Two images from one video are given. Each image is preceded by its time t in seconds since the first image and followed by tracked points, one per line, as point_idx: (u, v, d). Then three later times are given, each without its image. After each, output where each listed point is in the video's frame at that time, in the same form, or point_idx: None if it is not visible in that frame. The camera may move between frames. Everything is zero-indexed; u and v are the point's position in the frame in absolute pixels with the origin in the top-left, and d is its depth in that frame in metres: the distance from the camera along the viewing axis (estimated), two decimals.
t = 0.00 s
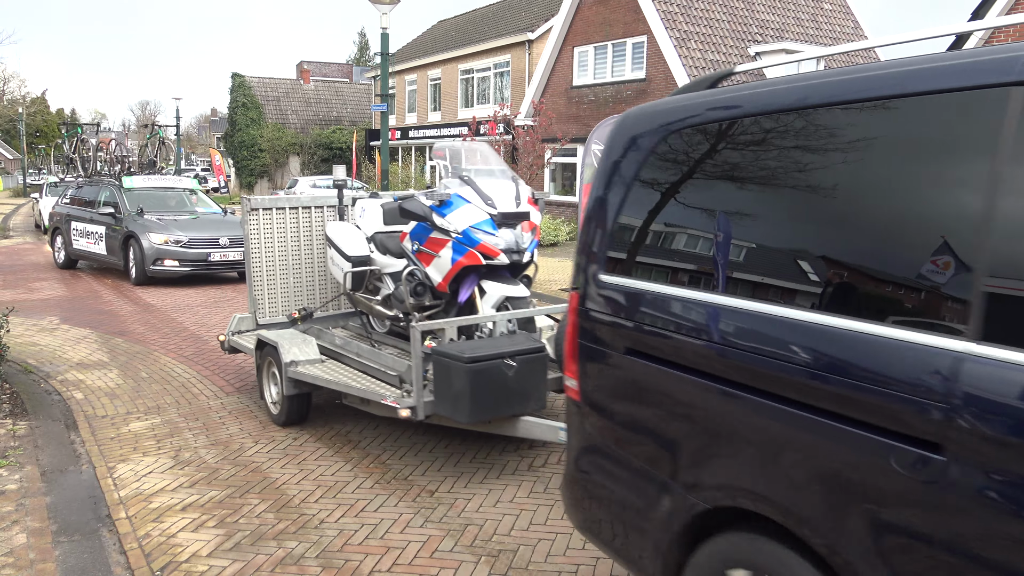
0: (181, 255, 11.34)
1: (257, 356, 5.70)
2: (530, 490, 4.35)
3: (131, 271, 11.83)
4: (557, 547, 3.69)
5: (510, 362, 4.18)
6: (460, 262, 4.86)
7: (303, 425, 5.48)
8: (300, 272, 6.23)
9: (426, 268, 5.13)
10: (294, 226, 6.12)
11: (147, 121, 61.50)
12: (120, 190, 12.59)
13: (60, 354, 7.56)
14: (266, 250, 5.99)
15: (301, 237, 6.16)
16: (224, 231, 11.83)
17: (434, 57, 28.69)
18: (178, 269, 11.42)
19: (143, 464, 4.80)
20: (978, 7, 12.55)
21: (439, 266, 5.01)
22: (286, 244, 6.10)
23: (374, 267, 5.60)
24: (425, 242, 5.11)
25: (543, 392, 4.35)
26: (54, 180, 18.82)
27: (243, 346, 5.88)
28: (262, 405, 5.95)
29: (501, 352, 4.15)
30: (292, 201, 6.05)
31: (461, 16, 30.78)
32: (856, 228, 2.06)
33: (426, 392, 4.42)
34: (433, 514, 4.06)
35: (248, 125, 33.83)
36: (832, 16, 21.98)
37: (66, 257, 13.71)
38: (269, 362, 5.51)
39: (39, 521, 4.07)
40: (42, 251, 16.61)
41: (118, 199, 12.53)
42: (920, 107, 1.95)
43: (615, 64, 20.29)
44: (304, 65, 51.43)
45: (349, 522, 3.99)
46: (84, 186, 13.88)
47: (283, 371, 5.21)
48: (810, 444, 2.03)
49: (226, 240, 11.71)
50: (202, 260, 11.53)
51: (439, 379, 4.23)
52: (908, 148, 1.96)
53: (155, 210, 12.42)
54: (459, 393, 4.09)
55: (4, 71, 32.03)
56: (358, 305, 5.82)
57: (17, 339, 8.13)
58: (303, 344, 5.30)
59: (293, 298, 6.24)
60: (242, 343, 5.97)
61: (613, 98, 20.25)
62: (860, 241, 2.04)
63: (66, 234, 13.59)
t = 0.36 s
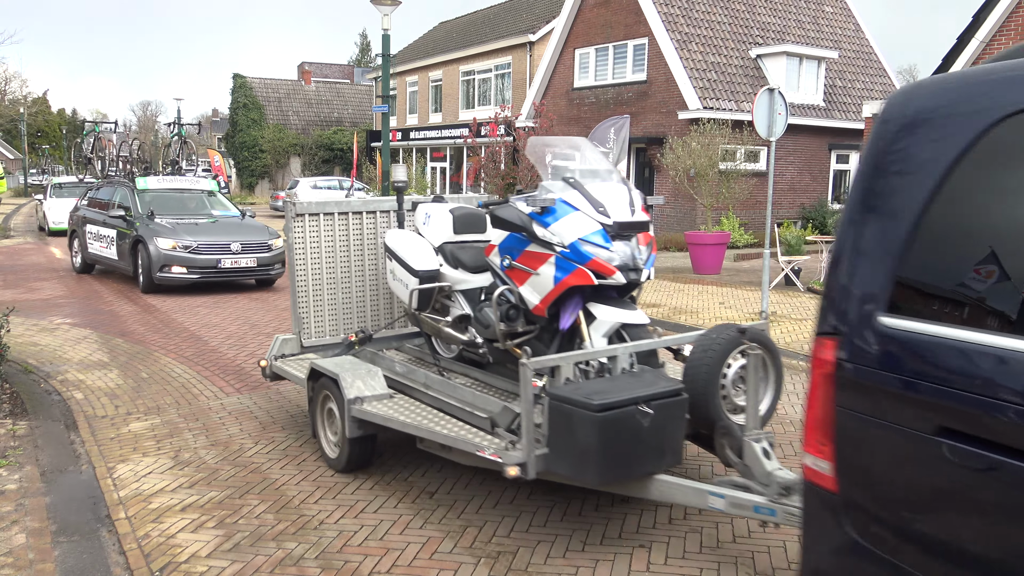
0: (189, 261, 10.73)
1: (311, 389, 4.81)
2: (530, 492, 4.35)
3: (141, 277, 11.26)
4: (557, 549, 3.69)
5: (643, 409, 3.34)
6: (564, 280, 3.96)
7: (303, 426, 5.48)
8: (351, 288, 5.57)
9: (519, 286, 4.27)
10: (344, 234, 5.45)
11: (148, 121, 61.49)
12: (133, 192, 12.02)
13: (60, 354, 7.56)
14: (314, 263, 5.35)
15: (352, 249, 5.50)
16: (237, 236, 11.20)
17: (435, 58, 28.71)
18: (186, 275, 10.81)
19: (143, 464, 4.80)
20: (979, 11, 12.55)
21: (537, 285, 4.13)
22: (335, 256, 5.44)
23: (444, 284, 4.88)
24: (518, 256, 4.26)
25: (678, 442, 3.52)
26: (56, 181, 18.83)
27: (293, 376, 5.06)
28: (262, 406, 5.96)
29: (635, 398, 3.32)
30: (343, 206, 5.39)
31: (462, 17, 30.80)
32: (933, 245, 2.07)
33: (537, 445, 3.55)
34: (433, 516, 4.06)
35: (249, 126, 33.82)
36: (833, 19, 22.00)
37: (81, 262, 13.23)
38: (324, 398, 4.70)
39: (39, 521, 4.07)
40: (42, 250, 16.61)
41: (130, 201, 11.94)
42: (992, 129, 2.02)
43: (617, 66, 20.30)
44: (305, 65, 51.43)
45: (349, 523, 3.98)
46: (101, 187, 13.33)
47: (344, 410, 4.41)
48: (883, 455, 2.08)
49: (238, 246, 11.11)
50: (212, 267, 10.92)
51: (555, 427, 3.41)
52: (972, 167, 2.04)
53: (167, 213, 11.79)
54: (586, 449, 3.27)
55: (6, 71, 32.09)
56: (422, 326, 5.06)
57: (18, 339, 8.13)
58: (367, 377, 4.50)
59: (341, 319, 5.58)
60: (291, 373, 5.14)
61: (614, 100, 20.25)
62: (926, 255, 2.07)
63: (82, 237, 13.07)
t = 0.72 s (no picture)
0: (197, 269, 9.85)
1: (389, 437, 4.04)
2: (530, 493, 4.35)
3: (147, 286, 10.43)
4: (557, 550, 3.69)
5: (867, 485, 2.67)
6: (723, 308, 3.21)
7: (304, 426, 5.48)
8: (419, 311, 4.91)
9: (657, 314, 3.53)
10: (412, 247, 4.82)
11: (149, 121, 61.57)
12: (146, 195, 11.20)
13: (61, 354, 7.56)
14: (378, 280, 4.71)
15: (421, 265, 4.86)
16: (250, 242, 10.29)
17: (436, 59, 28.73)
18: (193, 286, 9.93)
19: (144, 464, 4.80)
20: (981, 11, 12.54)
21: (684, 314, 3.40)
22: (402, 271, 4.80)
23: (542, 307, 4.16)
24: (657, 276, 3.52)
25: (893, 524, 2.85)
26: (60, 181, 18.87)
27: (361, 418, 4.31)
28: (263, 406, 5.96)
29: (856, 469, 2.67)
30: (411, 216, 4.78)
31: (463, 18, 30.84)
32: None
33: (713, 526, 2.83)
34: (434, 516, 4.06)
35: (250, 126, 33.85)
36: (835, 19, 22.00)
37: (98, 268, 12.51)
38: (405, 446, 3.93)
39: (39, 521, 4.07)
40: (44, 250, 16.64)
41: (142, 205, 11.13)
42: None
43: (617, 67, 20.30)
44: (305, 65, 51.43)
45: (349, 523, 3.98)
46: (118, 188, 12.54)
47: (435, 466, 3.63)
48: None
49: (249, 252, 10.18)
50: (221, 276, 10.02)
51: (745, 504, 2.72)
52: None
53: (179, 217, 10.95)
54: (795, 539, 2.59)
55: (7, 71, 32.10)
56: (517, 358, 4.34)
57: (19, 339, 8.14)
58: (462, 425, 3.73)
59: (408, 346, 4.90)
60: (358, 413, 4.37)
61: (615, 101, 20.25)
62: None
63: (97, 242, 12.32)
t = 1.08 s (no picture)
0: (207, 279, 9.01)
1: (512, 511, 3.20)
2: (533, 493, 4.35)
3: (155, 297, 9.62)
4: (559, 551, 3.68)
5: None
6: (995, 355, 2.31)
7: (307, 426, 5.48)
8: (512, 342, 4.01)
9: (883, 361, 2.61)
10: (504, 263, 3.94)
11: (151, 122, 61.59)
12: (157, 197, 10.39)
13: (63, 353, 7.56)
14: (465, 303, 3.85)
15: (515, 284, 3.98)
16: (266, 250, 9.44)
17: (438, 59, 28.73)
18: (202, 297, 9.09)
19: (146, 464, 4.80)
20: (984, 12, 12.51)
21: (925, 361, 2.49)
22: (493, 292, 3.92)
23: (688, 341, 3.28)
24: (887, 310, 2.59)
25: None
26: (66, 181, 18.92)
27: (462, 479, 3.48)
28: (265, 406, 5.96)
29: None
30: (505, 225, 3.91)
31: (465, 19, 30.87)
32: None
33: None
34: (435, 516, 4.06)
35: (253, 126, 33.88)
36: (837, 20, 21.98)
37: (112, 273, 11.77)
38: (530, 522, 3.13)
39: (41, 521, 4.07)
40: (46, 250, 16.66)
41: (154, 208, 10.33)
42: None
43: (619, 68, 20.29)
44: (307, 65, 51.44)
45: (351, 523, 3.98)
46: (134, 189, 11.74)
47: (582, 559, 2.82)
48: None
49: (265, 260, 9.35)
50: (233, 286, 9.17)
51: None
52: None
53: (191, 222, 10.12)
54: None
55: (10, 70, 32.14)
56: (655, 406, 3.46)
57: (21, 339, 8.14)
58: (613, 501, 2.94)
59: (499, 383, 4.00)
60: (457, 472, 3.54)
61: (617, 101, 20.24)
62: None
63: (111, 246, 11.57)
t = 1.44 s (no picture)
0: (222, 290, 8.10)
1: None
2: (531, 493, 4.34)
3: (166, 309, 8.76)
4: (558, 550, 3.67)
5: None
6: None
7: (307, 426, 5.48)
8: (652, 377, 3.03)
9: None
10: (644, 277, 2.99)
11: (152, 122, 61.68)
12: (171, 199, 9.57)
13: (64, 353, 7.56)
14: (599, 333, 2.88)
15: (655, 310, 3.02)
16: (287, 257, 8.53)
17: (439, 59, 28.75)
18: (216, 309, 8.20)
19: (147, 464, 4.80)
20: (985, 13, 12.50)
21: None
22: (628, 318, 2.95)
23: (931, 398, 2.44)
24: None
25: None
26: (71, 181, 18.80)
27: (618, 574, 2.47)
28: (266, 405, 5.97)
29: None
30: (644, 234, 2.95)
31: (466, 19, 30.88)
32: None
33: None
34: (436, 516, 4.06)
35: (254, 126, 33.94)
36: (839, 20, 21.96)
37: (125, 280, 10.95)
38: None
39: (42, 520, 4.07)
40: (47, 250, 16.68)
41: (166, 211, 9.51)
42: None
43: (621, 68, 20.28)
44: (308, 66, 51.52)
45: (352, 523, 3.98)
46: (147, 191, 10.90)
47: None
48: None
49: (285, 267, 8.43)
50: (250, 298, 8.26)
51: None
52: None
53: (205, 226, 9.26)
54: None
55: (12, 71, 32.19)
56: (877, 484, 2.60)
57: (22, 338, 8.14)
58: None
59: (636, 431, 2.99)
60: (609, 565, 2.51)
61: (618, 101, 20.23)
62: None
63: (124, 251, 10.75)
